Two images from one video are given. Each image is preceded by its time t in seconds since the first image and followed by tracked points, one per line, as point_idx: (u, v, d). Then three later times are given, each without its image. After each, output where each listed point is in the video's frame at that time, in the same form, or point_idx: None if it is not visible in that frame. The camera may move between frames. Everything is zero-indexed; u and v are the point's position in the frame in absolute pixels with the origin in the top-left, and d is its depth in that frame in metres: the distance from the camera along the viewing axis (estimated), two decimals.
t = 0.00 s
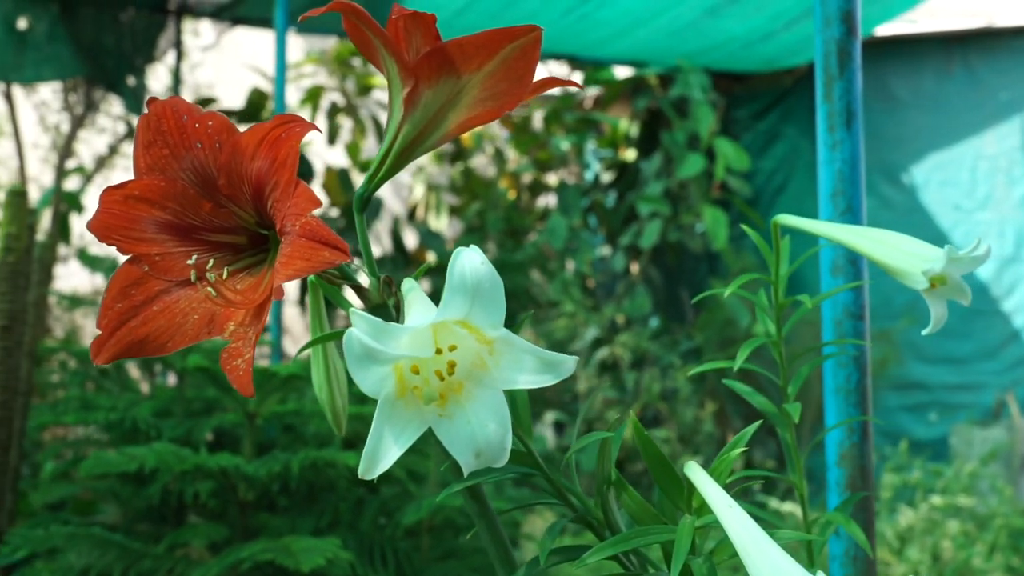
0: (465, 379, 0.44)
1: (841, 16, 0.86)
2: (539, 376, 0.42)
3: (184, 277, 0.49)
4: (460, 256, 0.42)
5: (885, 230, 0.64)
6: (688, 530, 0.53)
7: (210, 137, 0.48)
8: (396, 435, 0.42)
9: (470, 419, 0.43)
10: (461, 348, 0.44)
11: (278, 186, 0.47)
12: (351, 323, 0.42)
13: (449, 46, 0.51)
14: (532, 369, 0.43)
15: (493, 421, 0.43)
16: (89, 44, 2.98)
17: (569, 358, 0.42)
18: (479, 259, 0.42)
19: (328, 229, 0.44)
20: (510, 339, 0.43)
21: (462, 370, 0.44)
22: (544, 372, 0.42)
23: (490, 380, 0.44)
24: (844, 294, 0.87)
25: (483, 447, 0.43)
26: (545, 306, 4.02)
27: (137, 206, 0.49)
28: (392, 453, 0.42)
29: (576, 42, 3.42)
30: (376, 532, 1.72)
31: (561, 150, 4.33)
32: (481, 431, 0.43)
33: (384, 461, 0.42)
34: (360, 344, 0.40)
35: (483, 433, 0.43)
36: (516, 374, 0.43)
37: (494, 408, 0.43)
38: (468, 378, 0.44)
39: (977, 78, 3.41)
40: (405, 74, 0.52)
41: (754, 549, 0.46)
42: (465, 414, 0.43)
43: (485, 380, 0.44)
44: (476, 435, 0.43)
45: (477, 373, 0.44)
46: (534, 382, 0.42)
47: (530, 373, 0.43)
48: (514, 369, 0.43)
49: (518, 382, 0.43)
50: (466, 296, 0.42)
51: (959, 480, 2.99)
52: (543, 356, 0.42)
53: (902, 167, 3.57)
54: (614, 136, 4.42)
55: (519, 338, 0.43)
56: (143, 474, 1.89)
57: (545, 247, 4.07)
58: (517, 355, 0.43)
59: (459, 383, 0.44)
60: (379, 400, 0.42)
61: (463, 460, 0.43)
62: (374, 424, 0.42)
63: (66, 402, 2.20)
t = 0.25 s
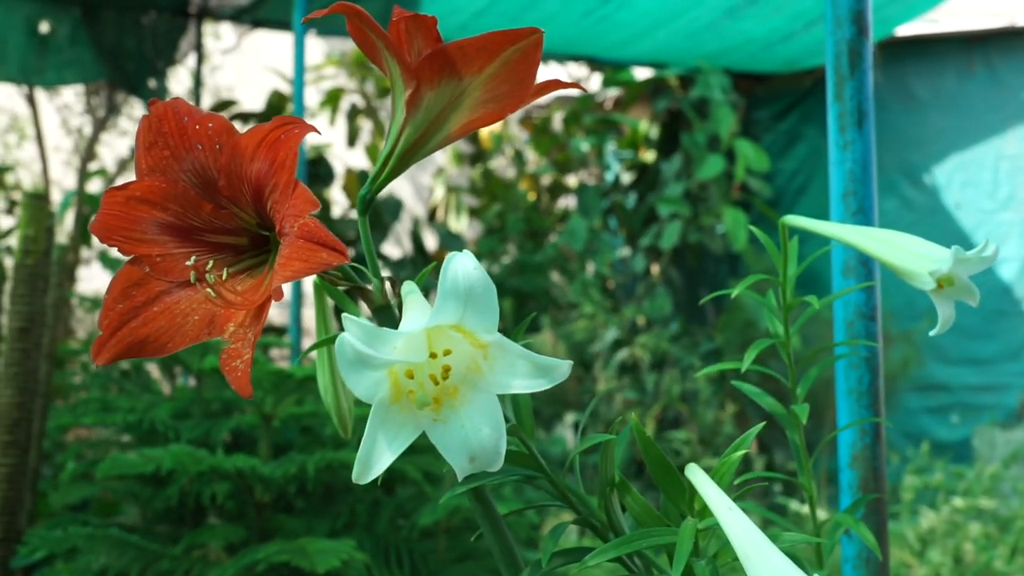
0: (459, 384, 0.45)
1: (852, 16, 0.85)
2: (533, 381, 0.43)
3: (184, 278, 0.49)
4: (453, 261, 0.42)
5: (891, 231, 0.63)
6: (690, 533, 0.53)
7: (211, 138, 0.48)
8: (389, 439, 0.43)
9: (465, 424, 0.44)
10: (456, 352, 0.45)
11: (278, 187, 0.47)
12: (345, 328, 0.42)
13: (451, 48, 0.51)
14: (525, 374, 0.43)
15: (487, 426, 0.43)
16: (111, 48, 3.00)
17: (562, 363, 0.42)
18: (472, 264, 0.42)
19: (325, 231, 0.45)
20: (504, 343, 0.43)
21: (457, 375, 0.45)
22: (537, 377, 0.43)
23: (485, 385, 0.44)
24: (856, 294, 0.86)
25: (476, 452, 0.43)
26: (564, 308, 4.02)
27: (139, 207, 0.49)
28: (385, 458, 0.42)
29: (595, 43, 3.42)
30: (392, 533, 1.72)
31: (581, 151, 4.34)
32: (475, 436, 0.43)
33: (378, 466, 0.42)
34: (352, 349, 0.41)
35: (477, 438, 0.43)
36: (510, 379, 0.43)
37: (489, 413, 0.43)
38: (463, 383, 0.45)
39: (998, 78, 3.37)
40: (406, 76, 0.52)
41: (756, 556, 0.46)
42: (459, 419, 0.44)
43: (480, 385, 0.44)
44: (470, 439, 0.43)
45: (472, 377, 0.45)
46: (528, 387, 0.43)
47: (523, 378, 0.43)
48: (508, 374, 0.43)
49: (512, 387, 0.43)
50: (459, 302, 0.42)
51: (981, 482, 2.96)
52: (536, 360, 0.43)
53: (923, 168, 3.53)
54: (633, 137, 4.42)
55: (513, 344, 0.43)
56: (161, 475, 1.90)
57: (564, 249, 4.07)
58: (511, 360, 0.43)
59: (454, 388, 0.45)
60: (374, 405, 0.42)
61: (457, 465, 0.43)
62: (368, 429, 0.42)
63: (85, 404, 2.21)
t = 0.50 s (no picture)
0: (457, 384, 0.45)
1: (862, 16, 0.84)
2: (530, 380, 0.43)
3: (183, 281, 0.49)
4: (449, 262, 0.42)
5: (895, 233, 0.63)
6: (689, 535, 0.52)
7: (209, 141, 0.48)
8: (386, 440, 0.43)
9: (461, 424, 0.43)
10: (452, 353, 0.45)
11: (276, 190, 0.47)
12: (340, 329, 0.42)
13: (450, 49, 0.51)
14: (522, 374, 0.43)
15: (484, 425, 0.43)
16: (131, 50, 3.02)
17: (560, 362, 0.42)
18: (469, 264, 0.42)
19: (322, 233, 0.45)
20: (501, 344, 0.43)
21: (454, 375, 0.45)
22: (534, 377, 0.43)
23: (482, 385, 0.44)
24: (866, 296, 0.85)
25: (474, 452, 0.43)
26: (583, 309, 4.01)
27: (139, 210, 0.49)
28: (382, 459, 0.42)
29: (614, 44, 3.41)
30: (406, 535, 1.72)
31: (600, 152, 4.34)
32: (472, 436, 0.43)
33: (375, 466, 0.42)
34: (348, 349, 0.41)
35: (474, 438, 0.43)
36: (506, 379, 0.43)
37: (485, 413, 0.43)
38: (460, 383, 0.45)
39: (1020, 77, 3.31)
40: (406, 78, 0.52)
41: (754, 559, 0.46)
42: (456, 419, 0.44)
43: (477, 385, 0.44)
44: (468, 440, 0.43)
45: (470, 378, 0.45)
46: (525, 387, 0.43)
47: (520, 378, 0.43)
48: (504, 374, 0.43)
49: (510, 388, 0.43)
50: (455, 302, 0.42)
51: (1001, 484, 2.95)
52: (534, 360, 0.43)
53: (945, 168, 3.48)
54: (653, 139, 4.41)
55: (510, 343, 0.43)
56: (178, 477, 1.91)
57: (583, 251, 4.07)
58: (507, 360, 0.43)
59: (452, 388, 0.44)
60: (370, 406, 0.42)
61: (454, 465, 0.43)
62: (364, 430, 0.42)
63: (103, 405, 2.22)
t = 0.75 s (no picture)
0: (453, 386, 0.45)
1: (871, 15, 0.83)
2: (524, 384, 0.43)
3: (184, 282, 0.49)
4: (443, 264, 0.43)
5: (897, 234, 0.63)
6: (690, 536, 0.52)
7: (209, 143, 0.48)
8: (382, 442, 0.43)
9: (457, 426, 0.44)
10: (449, 355, 0.45)
11: (275, 192, 0.47)
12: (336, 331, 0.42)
13: (449, 52, 0.51)
14: (517, 376, 0.44)
15: (479, 428, 0.43)
16: (151, 54, 3.03)
17: (553, 365, 0.43)
18: (463, 267, 0.43)
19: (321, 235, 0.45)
20: (495, 346, 0.44)
21: (450, 378, 0.45)
22: (529, 379, 0.43)
23: (477, 387, 0.44)
24: (876, 297, 0.85)
25: (469, 455, 0.43)
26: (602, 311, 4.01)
27: (140, 212, 0.49)
28: (377, 461, 0.42)
29: (632, 45, 3.41)
30: (420, 537, 1.72)
31: (618, 153, 4.33)
32: (467, 439, 0.43)
33: (370, 468, 0.42)
34: (343, 353, 0.41)
35: (469, 440, 0.43)
36: (501, 382, 0.44)
37: (481, 416, 0.44)
38: (457, 385, 0.45)
39: None
40: (406, 81, 0.52)
41: (753, 559, 0.46)
42: (451, 421, 0.44)
43: (472, 387, 0.45)
44: (462, 442, 0.43)
45: (465, 380, 0.45)
46: (519, 390, 0.43)
47: (515, 381, 0.44)
48: (500, 376, 0.44)
49: (504, 390, 0.44)
50: (449, 304, 0.43)
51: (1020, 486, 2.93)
52: (529, 363, 0.43)
53: (966, 169, 3.41)
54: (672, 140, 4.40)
55: (505, 346, 0.44)
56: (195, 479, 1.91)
57: (602, 252, 4.07)
58: (503, 363, 0.44)
59: (448, 390, 0.45)
60: (366, 408, 0.43)
61: (449, 467, 0.43)
62: (359, 432, 0.42)
63: (121, 408, 2.23)
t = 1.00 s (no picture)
0: (452, 386, 0.44)
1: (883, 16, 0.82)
2: (523, 383, 0.43)
3: (184, 286, 0.49)
4: (441, 263, 0.42)
5: (904, 235, 0.63)
6: (691, 538, 0.52)
7: (208, 147, 0.49)
8: (380, 443, 0.42)
9: (455, 427, 0.43)
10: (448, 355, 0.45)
11: (273, 195, 0.47)
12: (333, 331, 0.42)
13: (449, 55, 0.51)
14: (516, 376, 0.43)
15: (478, 428, 0.43)
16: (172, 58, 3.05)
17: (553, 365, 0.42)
18: (461, 267, 0.42)
19: (318, 238, 0.45)
20: (494, 346, 0.43)
21: (450, 378, 0.44)
22: (528, 380, 0.43)
23: (476, 388, 0.44)
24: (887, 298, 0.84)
25: (467, 455, 0.42)
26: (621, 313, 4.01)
27: (140, 216, 0.50)
28: (375, 461, 0.42)
29: (651, 46, 3.41)
30: (434, 538, 1.72)
31: (637, 156, 4.34)
32: (466, 438, 0.43)
33: (368, 469, 0.42)
34: (341, 353, 0.40)
35: (467, 441, 0.43)
36: (500, 382, 0.43)
37: (480, 417, 0.43)
38: (456, 386, 0.44)
39: None
40: (406, 83, 0.52)
41: (752, 561, 0.46)
42: (450, 421, 0.44)
43: (471, 387, 0.44)
44: (461, 441, 0.43)
45: (464, 380, 0.44)
46: (518, 389, 0.43)
47: (513, 381, 0.43)
48: (498, 377, 0.43)
49: (503, 390, 0.43)
50: (448, 304, 0.42)
51: None
52: (527, 363, 0.43)
53: (988, 171, 3.35)
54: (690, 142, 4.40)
55: (503, 346, 0.43)
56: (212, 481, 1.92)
57: (620, 254, 4.07)
58: (501, 363, 0.43)
59: (446, 391, 0.44)
60: (364, 408, 0.42)
61: (448, 468, 0.43)
62: (357, 433, 0.42)
63: (139, 411, 2.24)
